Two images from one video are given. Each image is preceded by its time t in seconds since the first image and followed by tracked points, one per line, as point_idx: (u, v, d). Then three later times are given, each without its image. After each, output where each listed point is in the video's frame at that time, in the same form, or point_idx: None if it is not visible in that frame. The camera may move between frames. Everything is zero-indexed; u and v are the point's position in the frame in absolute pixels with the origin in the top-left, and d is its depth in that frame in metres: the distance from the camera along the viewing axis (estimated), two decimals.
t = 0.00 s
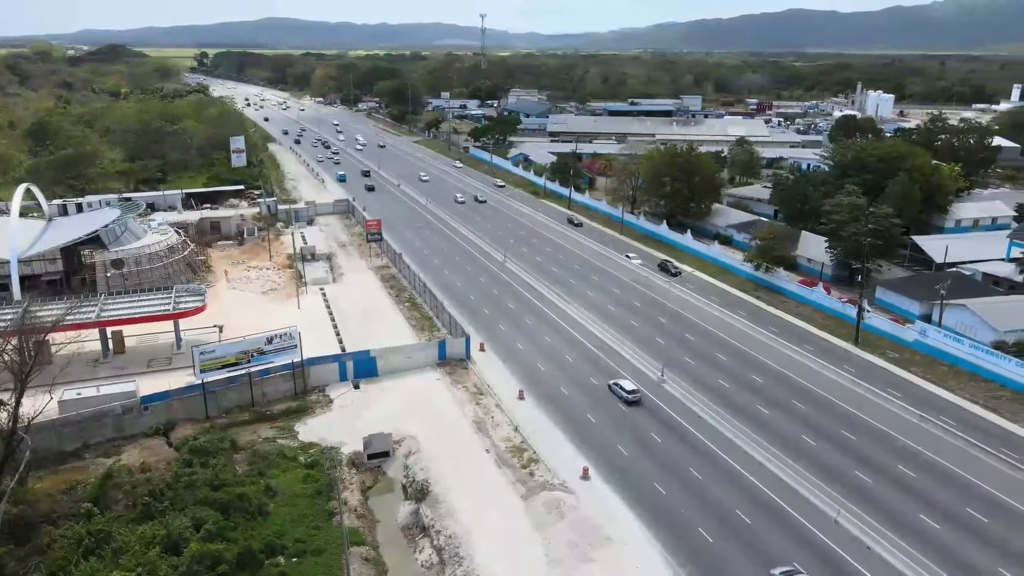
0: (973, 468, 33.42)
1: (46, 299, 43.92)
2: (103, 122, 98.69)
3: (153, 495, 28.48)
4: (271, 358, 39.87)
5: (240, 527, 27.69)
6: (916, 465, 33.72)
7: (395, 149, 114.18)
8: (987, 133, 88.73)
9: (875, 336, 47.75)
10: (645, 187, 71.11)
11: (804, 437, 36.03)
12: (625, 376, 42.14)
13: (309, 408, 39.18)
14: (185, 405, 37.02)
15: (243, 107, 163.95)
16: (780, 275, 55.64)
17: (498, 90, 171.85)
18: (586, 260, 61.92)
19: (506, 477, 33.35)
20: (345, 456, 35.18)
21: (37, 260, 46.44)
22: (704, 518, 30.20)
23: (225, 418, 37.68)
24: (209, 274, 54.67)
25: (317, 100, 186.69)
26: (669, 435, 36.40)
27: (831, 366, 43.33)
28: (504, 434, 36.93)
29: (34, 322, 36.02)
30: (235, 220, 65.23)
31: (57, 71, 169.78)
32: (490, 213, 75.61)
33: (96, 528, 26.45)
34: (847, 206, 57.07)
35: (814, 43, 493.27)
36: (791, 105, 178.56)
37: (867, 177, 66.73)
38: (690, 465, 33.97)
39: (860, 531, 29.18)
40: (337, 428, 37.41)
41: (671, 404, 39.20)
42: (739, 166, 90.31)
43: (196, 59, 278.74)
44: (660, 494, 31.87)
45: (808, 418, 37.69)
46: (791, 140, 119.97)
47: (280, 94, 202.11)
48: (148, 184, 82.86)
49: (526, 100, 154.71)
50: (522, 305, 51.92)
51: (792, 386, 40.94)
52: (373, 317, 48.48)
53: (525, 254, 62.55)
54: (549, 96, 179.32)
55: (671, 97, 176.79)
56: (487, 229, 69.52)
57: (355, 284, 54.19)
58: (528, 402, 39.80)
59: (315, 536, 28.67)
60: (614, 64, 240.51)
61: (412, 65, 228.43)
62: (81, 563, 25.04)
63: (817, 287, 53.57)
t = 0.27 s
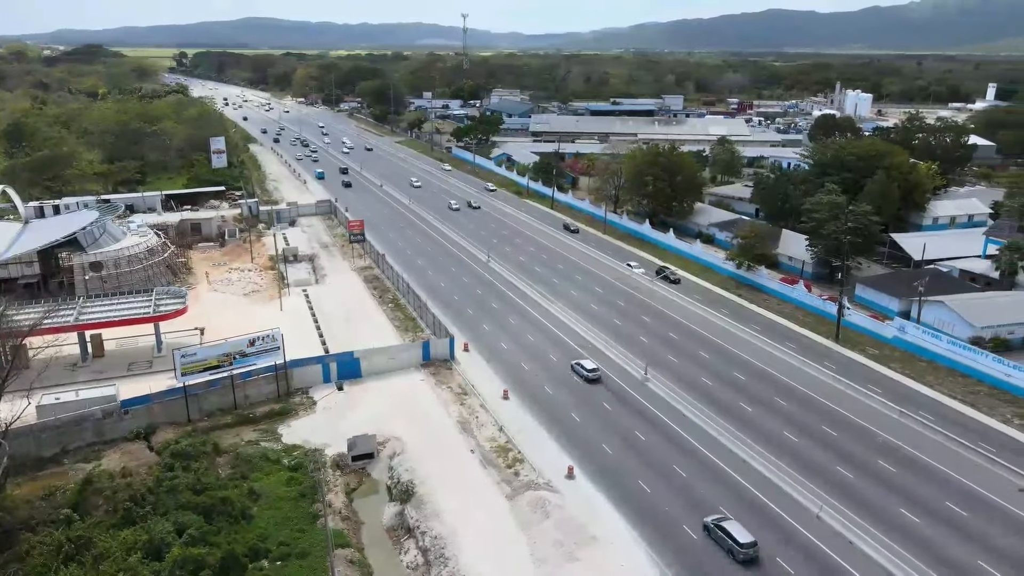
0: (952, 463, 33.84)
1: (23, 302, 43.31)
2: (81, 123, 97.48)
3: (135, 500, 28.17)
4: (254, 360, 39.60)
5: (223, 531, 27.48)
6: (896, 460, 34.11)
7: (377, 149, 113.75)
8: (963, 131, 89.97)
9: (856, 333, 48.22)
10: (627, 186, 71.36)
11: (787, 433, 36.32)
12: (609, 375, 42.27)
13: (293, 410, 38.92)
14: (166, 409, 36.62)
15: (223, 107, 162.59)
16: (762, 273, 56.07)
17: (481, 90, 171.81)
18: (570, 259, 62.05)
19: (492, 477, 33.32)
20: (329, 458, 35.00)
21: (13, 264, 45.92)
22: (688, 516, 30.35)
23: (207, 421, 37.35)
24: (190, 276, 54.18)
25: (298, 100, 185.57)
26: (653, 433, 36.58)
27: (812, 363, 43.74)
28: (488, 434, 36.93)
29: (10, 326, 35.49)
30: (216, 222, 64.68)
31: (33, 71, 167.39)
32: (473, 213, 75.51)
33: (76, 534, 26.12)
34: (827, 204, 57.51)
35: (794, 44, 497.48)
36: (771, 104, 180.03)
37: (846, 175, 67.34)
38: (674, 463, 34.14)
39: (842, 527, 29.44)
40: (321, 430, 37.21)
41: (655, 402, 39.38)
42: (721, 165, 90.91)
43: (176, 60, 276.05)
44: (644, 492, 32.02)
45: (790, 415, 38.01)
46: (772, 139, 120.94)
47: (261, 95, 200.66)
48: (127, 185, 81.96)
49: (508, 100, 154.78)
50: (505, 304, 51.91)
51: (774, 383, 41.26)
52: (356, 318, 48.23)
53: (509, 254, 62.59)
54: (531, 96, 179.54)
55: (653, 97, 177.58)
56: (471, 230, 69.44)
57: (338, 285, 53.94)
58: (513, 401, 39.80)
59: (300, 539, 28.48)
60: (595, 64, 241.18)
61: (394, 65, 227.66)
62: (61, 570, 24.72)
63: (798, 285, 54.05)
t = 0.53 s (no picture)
0: (930, 456, 34.31)
1: None
2: (54, 125, 96.04)
3: (113, 506, 27.82)
4: (233, 364, 38.99)
5: (203, 537, 27.23)
6: (874, 454, 34.52)
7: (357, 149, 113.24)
8: (936, 130, 91.37)
9: (833, 329, 48.76)
10: (608, 185, 71.62)
11: (767, 429, 36.65)
12: (590, 374, 42.41)
13: (274, 413, 38.62)
14: (144, 414, 36.16)
15: (201, 108, 160.94)
16: (741, 271, 56.53)
17: (461, 90, 171.62)
18: (551, 258, 62.16)
19: (475, 477, 33.29)
20: (310, 460, 34.78)
21: None
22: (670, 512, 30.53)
23: (187, 425, 36.92)
24: (168, 278, 53.60)
25: (276, 100, 184.17)
26: (634, 431, 36.77)
27: (791, 360, 44.17)
28: (471, 434, 36.88)
29: None
30: (194, 224, 64.00)
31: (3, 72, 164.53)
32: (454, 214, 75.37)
33: (53, 542, 25.72)
34: (804, 202, 58.09)
35: (773, 44, 501.99)
36: (749, 104, 181.80)
37: (824, 174, 68.05)
38: (656, 460, 34.34)
39: (821, 522, 29.77)
40: (303, 432, 36.99)
41: (636, 400, 39.57)
42: (699, 164, 91.59)
43: (151, 60, 272.85)
44: (626, 490, 32.17)
45: (769, 411, 38.36)
46: (750, 138, 121.99)
47: (238, 95, 198.88)
48: (102, 188, 80.89)
49: (488, 100, 154.74)
50: (487, 304, 51.88)
51: (754, 380, 41.62)
52: (337, 319, 47.95)
53: (490, 254, 62.58)
54: (511, 96, 179.62)
55: (632, 96, 178.50)
56: (452, 230, 69.30)
57: (319, 286, 53.62)
58: (495, 402, 39.79)
59: (281, 543, 28.25)
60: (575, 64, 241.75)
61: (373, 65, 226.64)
62: None
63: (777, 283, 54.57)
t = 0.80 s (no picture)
0: (907, 451, 34.77)
1: None
2: (27, 126, 94.42)
3: (90, 512, 27.42)
4: (213, 367, 38.61)
5: (183, 542, 26.94)
6: (853, 450, 34.92)
7: (337, 150, 112.59)
8: (910, 129, 92.72)
9: (811, 326, 49.29)
10: (588, 185, 71.84)
11: (747, 426, 36.96)
12: (572, 373, 42.51)
13: (254, 416, 38.29)
14: (121, 418, 35.68)
15: (177, 108, 159.06)
16: (721, 270, 56.99)
17: (440, 90, 171.27)
18: (532, 258, 62.23)
19: (457, 478, 33.23)
20: (292, 463, 34.53)
21: None
22: (652, 510, 30.68)
23: (165, 429, 36.48)
24: (144, 281, 52.98)
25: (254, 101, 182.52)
26: (616, 429, 36.92)
27: (771, 357, 44.56)
28: (453, 435, 36.81)
29: None
30: (171, 225, 63.27)
31: None
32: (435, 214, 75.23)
33: (28, 550, 25.27)
34: (782, 200, 58.70)
35: (751, 44, 506.85)
36: (727, 103, 183.27)
37: (801, 173, 68.78)
38: (638, 458, 34.49)
39: (801, 517, 30.07)
40: (283, 435, 36.70)
41: (618, 399, 39.73)
42: (679, 163, 92.20)
43: (126, 60, 269.05)
44: (609, 488, 32.28)
45: (749, 408, 38.69)
46: (728, 137, 122.95)
47: (215, 96, 196.79)
48: (76, 190, 79.72)
49: (468, 100, 154.58)
50: (468, 305, 51.83)
51: (734, 377, 41.94)
52: (318, 321, 47.65)
53: (471, 254, 62.51)
54: (491, 96, 179.51)
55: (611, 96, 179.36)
56: (432, 230, 69.15)
57: (299, 288, 53.26)
58: (477, 402, 39.77)
59: (263, 547, 28.00)
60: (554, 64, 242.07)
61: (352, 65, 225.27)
62: None
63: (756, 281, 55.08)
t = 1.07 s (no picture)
0: (884, 446, 35.22)
1: None
2: None
3: (66, 519, 26.97)
4: (191, 370, 38.42)
5: (162, 548, 26.64)
6: (831, 445, 35.33)
7: (316, 151, 111.83)
8: (884, 128, 93.89)
9: (789, 323, 49.80)
10: (569, 185, 72.01)
11: (727, 423, 37.25)
12: (553, 373, 42.59)
13: (233, 419, 37.90)
14: (98, 423, 35.10)
15: (152, 109, 157.02)
16: (700, 268, 57.45)
17: (419, 90, 170.74)
18: (513, 258, 62.25)
19: (440, 479, 33.15)
20: (272, 467, 34.24)
21: None
22: (635, 508, 30.82)
23: (143, 434, 35.96)
24: (120, 284, 52.28)
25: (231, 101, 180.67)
26: (598, 428, 37.06)
27: (750, 354, 44.97)
28: (435, 435, 36.74)
29: None
30: (147, 228, 62.45)
31: None
32: (414, 215, 74.99)
33: (2, 559, 24.75)
34: (760, 199, 59.26)
35: (730, 43, 510.62)
36: (705, 103, 184.57)
37: (778, 171, 69.47)
38: (620, 457, 34.64)
39: (781, 512, 30.38)
40: (263, 438, 36.39)
41: (599, 398, 39.87)
42: (658, 162, 92.68)
43: (99, 60, 265.05)
44: (591, 487, 32.38)
45: (729, 405, 39.00)
46: (706, 136, 123.79)
47: (191, 96, 194.49)
48: (49, 192, 78.41)
49: (447, 100, 154.27)
50: (449, 305, 51.72)
51: (714, 375, 42.25)
52: (297, 323, 47.30)
53: (451, 254, 62.40)
54: (470, 96, 179.23)
55: (590, 96, 179.85)
56: (412, 231, 68.96)
57: (278, 290, 52.83)
58: (459, 402, 39.72)
59: (244, 551, 27.67)
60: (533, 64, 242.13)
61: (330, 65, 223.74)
62: None
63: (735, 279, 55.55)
